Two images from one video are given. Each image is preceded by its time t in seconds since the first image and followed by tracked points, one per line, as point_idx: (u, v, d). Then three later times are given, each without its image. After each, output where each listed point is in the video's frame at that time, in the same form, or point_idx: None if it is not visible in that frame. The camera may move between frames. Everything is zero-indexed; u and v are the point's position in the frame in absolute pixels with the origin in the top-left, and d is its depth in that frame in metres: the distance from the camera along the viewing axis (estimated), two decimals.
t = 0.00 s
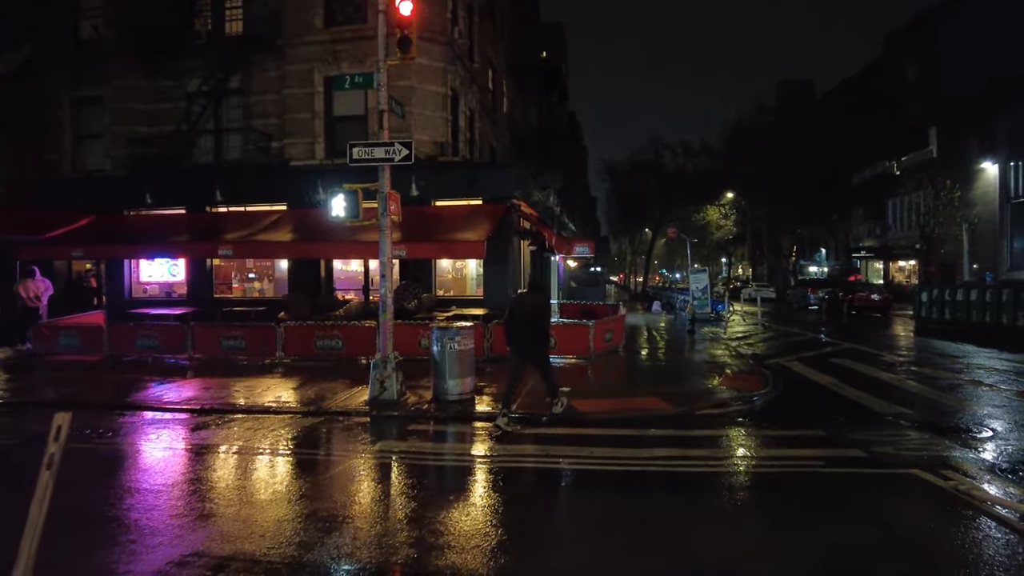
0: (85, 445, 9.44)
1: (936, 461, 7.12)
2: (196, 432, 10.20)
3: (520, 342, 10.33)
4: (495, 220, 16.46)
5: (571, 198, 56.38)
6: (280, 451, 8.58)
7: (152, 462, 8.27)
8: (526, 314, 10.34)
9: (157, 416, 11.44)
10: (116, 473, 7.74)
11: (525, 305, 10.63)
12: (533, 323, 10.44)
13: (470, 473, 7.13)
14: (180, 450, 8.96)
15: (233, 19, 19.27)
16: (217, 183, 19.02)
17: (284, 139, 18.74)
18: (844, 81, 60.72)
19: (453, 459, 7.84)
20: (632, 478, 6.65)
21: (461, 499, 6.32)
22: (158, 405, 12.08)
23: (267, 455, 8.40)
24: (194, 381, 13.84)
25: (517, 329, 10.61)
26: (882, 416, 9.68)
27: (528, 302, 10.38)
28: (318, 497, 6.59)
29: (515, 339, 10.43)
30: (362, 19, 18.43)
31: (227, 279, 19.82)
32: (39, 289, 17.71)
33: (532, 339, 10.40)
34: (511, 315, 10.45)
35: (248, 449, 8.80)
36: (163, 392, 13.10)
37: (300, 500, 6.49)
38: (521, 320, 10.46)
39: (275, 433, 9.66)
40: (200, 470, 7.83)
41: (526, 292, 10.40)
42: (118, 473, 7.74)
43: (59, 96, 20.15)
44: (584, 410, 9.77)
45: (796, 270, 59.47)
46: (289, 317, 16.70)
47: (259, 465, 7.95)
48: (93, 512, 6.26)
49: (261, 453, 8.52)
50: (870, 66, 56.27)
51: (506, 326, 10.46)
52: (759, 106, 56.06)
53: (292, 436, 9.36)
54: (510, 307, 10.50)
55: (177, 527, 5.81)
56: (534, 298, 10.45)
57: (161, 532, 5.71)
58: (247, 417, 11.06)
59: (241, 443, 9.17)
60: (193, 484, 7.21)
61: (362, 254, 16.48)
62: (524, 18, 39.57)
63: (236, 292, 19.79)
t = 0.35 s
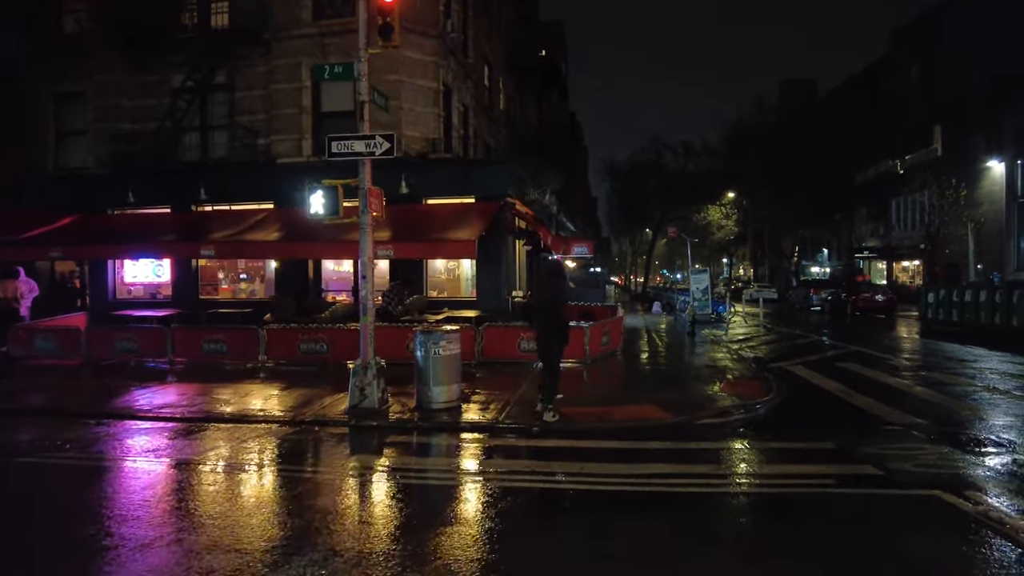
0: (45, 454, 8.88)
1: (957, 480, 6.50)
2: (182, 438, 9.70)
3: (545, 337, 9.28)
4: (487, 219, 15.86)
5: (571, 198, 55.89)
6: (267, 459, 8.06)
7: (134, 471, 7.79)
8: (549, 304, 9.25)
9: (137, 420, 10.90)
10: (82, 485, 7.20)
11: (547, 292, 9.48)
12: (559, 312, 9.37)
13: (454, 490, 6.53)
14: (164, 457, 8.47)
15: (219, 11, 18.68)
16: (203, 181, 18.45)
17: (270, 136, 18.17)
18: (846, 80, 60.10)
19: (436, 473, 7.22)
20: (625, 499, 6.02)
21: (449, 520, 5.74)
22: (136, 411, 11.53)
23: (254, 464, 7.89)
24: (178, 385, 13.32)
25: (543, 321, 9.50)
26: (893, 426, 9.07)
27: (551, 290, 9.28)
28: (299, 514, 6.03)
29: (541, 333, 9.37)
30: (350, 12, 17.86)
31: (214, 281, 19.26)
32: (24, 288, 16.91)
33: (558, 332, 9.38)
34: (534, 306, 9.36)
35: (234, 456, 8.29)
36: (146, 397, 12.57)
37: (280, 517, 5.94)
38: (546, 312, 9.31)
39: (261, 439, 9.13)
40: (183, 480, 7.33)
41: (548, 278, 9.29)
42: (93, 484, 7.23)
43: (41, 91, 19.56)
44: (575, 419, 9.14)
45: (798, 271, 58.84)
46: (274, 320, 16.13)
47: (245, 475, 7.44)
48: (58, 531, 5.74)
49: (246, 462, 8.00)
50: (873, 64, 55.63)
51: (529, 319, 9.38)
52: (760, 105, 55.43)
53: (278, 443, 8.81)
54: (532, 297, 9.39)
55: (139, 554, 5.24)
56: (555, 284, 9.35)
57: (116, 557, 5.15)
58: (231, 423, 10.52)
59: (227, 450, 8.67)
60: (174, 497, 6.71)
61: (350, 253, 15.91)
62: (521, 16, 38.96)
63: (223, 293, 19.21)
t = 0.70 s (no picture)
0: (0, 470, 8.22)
1: (991, 505, 5.83)
2: (170, 449, 9.11)
3: (568, 350, 9.54)
4: (481, 218, 15.28)
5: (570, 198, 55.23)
6: (254, 474, 7.46)
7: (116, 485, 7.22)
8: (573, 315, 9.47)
9: (109, 430, 10.30)
10: (47, 501, 6.62)
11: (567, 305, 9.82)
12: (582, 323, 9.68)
13: (440, 516, 5.88)
14: (149, 470, 7.90)
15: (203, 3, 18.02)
16: (187, 179, 17.82)
17: (257, 132, 17.57)
18: (848, 79, 59.41)
19: (421, 494, 6.58)
20: (624, 530, 5.37)
21: (441, 552, 5.11)
22: (109, 419, 10.94)
23: (241, 479, 7.31)
24: (159, 392, 12.71)
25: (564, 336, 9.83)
26: (911, 441, 8.41)
27: (570, 301, 9.60)
28: (285, 540, 5.43)
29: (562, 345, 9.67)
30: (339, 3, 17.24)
31: (199, 282, 18.63)
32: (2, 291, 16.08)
33: (579, 343, 9.64)
34: (555, 320, 9.65)
35: (220, 470, 7.71)
36: (126, 403, 11.98)
37: (264, 543, 5.35)
38: (568, 326, 9.61)
39: (250, 451, 8.54)
40: (165, 496, 6.76)
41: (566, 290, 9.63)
42: (68, 499, 6.68)
43: (22, 86, 18.91)
44: (569, 432, 8.48)
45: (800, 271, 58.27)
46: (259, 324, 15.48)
47: (232, 492, 6.87)
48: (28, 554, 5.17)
49: (232, 477, 7.40)
50: (876, 62, 55.02)
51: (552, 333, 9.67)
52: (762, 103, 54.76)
53: (264, 457, 8.19)
54: (553, 312, 9.64)
55: None
56: (574, 297, 9.60)
57: None
58: (216, 432, 9.93)
59: (214, 463, 8.08)
60: (158, 515, 6.14)
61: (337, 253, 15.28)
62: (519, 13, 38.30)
63: (208, 295, 18.59)
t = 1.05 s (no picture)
0: None
1: None
2: (155, 453, 8.53)
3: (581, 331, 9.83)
4: (476, 213, 14.68)
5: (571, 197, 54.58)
6: (245, 484, 6.87)
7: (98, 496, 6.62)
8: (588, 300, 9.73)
9: (81, 434, 9.70)
10: (10, 516, 6.00)
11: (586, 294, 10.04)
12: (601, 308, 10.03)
13: (425, 538, 5.25)
14: (134, 477, 7.31)
15: None
16: (173, 174, 17.22)
17: (245, 125, 16.96)
18: (852, 77, 58.74)
19: (405, 512, 5.93)
20: (628, 558, 4.72)
21: None
22: (82, 423, 10.32)
23: (230, 489, 6.72)
24: (140, 394, 12.09)
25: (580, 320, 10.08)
26: (938, 451, 7.74)
27: (589, 289, 9.78)
28: (267, 566, 4.81)
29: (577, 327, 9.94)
30: None
31: (186, 280, 18.03)
32: None
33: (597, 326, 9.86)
34: (573, 304, 9.92)
35: (208, 480, 7.09)
36: (107, 404, 11.37)
37: (245, 570, 4.73)
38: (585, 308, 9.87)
39: (239, 457, 7.94)
40: (148, 510, 6.16)
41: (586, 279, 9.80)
42: (42, 514, 6.04)
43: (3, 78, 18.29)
44: (565, 440, 7.83)
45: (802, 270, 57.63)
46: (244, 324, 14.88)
47: (220, 503, 6.28)
48: None
49: (221, 487, 6.80)
50: (880, 59, 54.37)
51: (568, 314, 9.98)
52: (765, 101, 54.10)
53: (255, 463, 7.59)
54: (573, 295, 9.93)
55: None
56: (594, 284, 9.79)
57: None
58: (197, 437, 9.32)
59: (202, 470, 7.49)
60: (144, 534, 5.52)
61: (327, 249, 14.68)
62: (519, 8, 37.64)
63: (195, 293, 17.96)
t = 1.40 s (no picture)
0: None
1: None
2: (135, 457, 8.01)
3: (598, 330, 9.92)
4: (464, 208, 14.04)
5: (568, 196, 53.95)
6: (227, 496, 6.35)
7: (70, 509, 6.08)
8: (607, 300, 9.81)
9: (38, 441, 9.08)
10: None
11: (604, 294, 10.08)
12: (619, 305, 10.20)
13: (397, 567, 4.61)
14: (109, 486, 6.76)
15: None
16: (152, 169, 16.59)
17: (227, 118, 16.34)
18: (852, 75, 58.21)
19: (377, 534, 5.30)
20: None
21: None
22: (44, 427, 9.67)
23: (209, 506, 6.07)
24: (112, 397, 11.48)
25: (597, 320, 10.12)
26: (956, 462, 7.13)
27: (607, 288, 9.88)
28: None
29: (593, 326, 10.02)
30: None
31: (166, 279, 17.42)
32: None
33: (614, 324, 9.96)
34: (589, 305, 9.93)
35: (185, 495, 6.39)
36: (84, 407, 10.82)
37: None
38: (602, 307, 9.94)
39: (213, 469, 7.25)
40: (119, 526, 5.57)
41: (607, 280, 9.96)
42: None
43: None
44: (550, 451, 7.22)
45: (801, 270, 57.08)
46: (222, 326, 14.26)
47: (195, 520, 5.70)
48: None
49: (199, 499, 6.27)
50: (880, 57, 53.83)
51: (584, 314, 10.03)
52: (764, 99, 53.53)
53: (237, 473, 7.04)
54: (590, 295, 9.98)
55: None
56: (610, 284, 9.96)
57: None
58: (156, 439, 8.70)
59: (181, 478, 6.96)
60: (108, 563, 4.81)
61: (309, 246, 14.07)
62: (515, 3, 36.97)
63: (175, 293, 17.36)
